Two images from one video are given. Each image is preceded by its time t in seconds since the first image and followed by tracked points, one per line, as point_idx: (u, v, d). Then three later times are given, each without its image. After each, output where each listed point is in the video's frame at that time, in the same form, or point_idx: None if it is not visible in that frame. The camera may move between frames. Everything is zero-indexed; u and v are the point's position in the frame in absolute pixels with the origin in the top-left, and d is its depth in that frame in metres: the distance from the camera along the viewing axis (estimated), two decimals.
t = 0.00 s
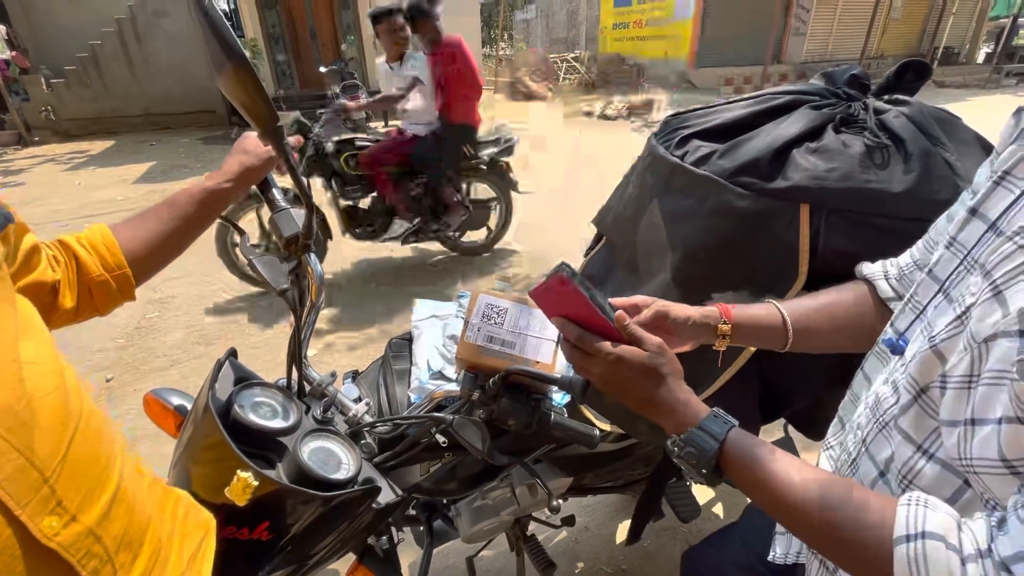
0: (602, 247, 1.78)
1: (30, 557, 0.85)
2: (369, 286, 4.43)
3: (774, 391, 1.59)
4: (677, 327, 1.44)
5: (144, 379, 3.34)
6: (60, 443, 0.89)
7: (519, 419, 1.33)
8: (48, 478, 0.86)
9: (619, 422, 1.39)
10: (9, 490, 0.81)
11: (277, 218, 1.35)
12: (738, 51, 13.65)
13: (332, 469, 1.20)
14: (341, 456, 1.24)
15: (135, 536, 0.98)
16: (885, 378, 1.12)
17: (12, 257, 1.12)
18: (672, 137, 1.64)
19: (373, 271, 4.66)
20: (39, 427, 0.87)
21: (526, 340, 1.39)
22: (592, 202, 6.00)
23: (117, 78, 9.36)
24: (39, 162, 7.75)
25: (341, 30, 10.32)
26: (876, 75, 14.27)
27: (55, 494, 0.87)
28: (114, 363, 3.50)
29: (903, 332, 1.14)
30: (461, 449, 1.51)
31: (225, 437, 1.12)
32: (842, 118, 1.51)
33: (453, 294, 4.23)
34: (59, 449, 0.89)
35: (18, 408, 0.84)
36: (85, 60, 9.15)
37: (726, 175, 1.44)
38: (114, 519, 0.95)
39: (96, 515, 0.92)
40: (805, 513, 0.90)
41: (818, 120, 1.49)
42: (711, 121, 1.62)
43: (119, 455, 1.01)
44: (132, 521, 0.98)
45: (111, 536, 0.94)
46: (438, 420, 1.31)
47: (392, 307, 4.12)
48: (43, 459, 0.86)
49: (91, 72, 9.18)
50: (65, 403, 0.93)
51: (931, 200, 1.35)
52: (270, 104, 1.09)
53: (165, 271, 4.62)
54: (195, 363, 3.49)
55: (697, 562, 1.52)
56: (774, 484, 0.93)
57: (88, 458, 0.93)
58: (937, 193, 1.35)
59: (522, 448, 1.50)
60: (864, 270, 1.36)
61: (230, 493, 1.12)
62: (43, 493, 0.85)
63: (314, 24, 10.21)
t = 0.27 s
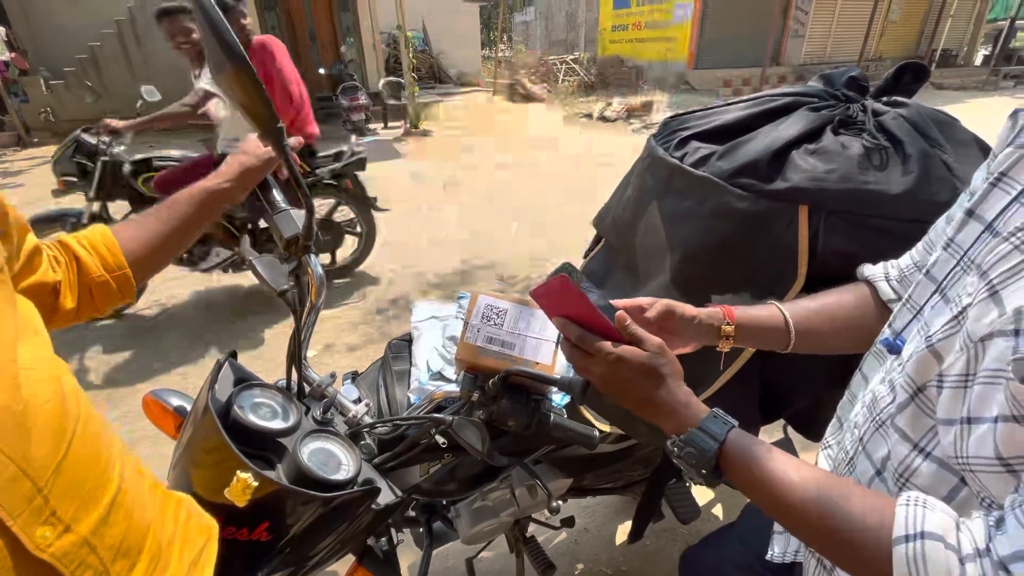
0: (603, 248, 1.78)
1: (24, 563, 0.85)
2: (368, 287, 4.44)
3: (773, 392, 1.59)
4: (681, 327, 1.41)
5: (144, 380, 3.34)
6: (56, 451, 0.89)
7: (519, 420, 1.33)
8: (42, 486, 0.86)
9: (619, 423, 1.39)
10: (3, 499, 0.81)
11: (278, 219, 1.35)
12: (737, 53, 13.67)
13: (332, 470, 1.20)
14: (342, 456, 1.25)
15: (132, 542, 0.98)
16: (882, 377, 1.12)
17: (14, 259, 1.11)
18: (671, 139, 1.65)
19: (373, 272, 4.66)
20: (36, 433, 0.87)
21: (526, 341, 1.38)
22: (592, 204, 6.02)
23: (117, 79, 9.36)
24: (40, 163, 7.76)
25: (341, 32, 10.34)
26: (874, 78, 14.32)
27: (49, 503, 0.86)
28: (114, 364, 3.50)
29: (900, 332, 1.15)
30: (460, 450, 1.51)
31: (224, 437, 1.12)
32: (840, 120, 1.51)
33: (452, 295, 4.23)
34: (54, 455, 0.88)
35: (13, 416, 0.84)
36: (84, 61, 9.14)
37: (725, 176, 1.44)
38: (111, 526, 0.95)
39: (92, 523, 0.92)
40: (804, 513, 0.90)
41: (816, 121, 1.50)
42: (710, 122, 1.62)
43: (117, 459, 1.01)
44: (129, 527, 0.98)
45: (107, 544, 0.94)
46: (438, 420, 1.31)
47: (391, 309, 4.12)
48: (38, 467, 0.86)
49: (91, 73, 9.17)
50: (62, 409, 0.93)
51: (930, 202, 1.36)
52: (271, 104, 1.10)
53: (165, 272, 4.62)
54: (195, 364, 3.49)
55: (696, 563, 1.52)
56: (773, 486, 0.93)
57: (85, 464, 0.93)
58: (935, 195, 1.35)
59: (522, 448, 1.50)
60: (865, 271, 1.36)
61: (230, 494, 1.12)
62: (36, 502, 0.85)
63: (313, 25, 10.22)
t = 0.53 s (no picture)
0: (603, 250, 1.79)
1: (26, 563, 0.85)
2: (369, 289, 4.44)
3: (773, 393, 1.59)
4: (682, 327, 1.41)
5: (145, 381, 3.34)
6: (57, 451, 0.89)
7: (520, 421, 1.34)
8: (43, 486, 0.86)
9: (619, 424, 1.40)
10: (4, 499, 0.81)
11: (279, 220, 1.36)
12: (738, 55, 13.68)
13: (333, 470, 1.20)
14: (341, 455, 1.25)
15: (134, 542, 0.98)
16: (880, 376, 1.12)
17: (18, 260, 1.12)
18: (671, 141, 1.65)
19: (373, 274, 4.67)
20: (37, 433, 0.87)
21: (526, 342, 1.39)
22: (592, 206, 6.02)
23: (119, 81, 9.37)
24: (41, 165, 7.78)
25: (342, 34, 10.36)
26: (874, 80, 14.33)
27: (50, 502, 0.87)
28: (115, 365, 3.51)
29: (898, 331, 1.15)
30: (461, 452, 1.51)
31: (225, 437, 1.13)
32: (839, 122, 1.52)
33: (453, 297, 4.23)
34: (55, 455, 0.88)
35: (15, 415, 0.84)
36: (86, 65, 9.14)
37: (725, 178, 1.44)
38: (111, 526, 0.95)
39: (92, 523, 0.92)
40: (804, 515, 0.90)
41: (816, 123, 1.51)
42: (710, 125, 1.63)
43: (116, 459, 1.01)
44: (129, 527, 0.98)
45: (108, 543, 0.94)
46: (438, 422, 1.31)
47: (391, 310, 4.13)
48: (39, 466, 0.86)
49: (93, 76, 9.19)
50: (61, 408, 0.93)
51: (929, 203, 1.36)
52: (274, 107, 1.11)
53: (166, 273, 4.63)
54: (196, 365, 3.49)
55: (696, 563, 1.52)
56: (774, 487, 0.94)
57: (85, 463, 0.93)
58: (934, 196, 1.36)
59: (522, 450, 1.50)
60: (865, 272, 1.36)
61: (231, 494, 1.12)
62: (39, 502, 0.85)
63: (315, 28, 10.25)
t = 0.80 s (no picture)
0: (605, 253, 1.79)
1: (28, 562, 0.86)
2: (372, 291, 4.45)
3: (776, 396, 1.59)
4: (683, 331, 1.41)
5: (148, 382, 3.35)
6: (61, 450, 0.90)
7: (522, 423, 1.34)
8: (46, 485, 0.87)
9: (621, 427, 1.40)
10: (8, 496, 0.82)
11: (283, 223, 1.37)
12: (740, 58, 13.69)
13: (335, 473, 1.20)
14: (343, 458, 1.25)
15: (133, 541, 0.99)
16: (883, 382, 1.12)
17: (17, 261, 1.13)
18: (673, 144, 1.65)
19: (376, 276, 4.67)
20: (40, 433, 0.87)
21: (528, 345, 1.39)
22: (594, 208, 6.02)
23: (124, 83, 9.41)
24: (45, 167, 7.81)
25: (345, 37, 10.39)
26: (877, 82, 14.34)
27: (54, 500, 0.87)
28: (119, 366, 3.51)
29: (901, 335, 1.15)
30: (463, 454, 1.51)
31: (228, 438, 1.13)
32: (842, 125, 1.52)
33: (455, 299, 4.24)
34: (57, 455, 0.89)
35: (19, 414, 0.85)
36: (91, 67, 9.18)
37: (727, 182, 1.45)
38: (113, 524, 0.96)
39: (94, 522, 0.93)
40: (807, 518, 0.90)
41: (818, 126, 1.51)
42: (712, 128, 1.63)
43: (118, 458, 1.02)
44: (130, 525, 0.99)
45: (110, 541, 0.95)
46: (440, 424, 1.31)
47: (393, 312, 4.13)
48: (43, 465, 0.86)
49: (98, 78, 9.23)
50: (64, 408, 0.93)
51: (932, 207, 1.36)
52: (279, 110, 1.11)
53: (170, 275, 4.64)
54: (199, 367, 3.50)
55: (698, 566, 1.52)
56: (777, 491, 0.93)
57: (87, 463, 0.94)
58: (936, 200, 1.36)
59: (525, 453, 1.50)
60: (866, 276, 1.36)
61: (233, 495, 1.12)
62: (41, 500, 0.86)
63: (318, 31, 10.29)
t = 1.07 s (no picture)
0: (608, 257, 1.79)
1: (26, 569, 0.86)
2: (376, 293, 4.46)
3: (780, 402, 1.59)
4: (687, 335, 1.41)
5: (153, 384, 3.37)
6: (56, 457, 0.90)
7: (525, 427, 1.35)
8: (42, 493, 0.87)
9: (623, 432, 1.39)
10: (4, 506, 0.82)
11: (287, 227, 1.37)
12: (744, 61, 13.68)
13: (338, 477, 1.20)
14: (347, 461, 1.25)
15: (132, 546, 0.99)
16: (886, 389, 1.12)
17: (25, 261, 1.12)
18: (676, 149, 1.65)
19: (380, 278, 4.69)
20: (35, 440, 0.87)
21: (531, 350, 1.39)
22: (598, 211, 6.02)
23: (130, 86, 9.48)
24: (53, 170, 7.86)
25: (350, 40, 10.43)
26: (882, 85, 14.31)
27: (49, 508, 0.87)
28: (124, 368, 3.53)
29: (905, 342, 1.15)
30: (466, 458, 1.50)
31: (232, 442, 1.14)
32: (846, 130, 1.52)
33: (459, 302, 4.24)
34: (53, 462, 0.89)
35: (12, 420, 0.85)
36: (99, 71, 9.24)
37: (731, 187, 1.45)
38: (110, 530, 0.96)
39: (91, 528, 0.93)
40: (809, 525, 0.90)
41: (822, 131, 1.50)
42: (715, 132, 1.63)
43: (115, 463, 1.02)
44: (128, 530, 0.99)
45: (106, 546, 0.95)
46: (443, 428, 1.31)
47: (397, 314, 4.14)
48: (37, 473, 0.86)
49: (105, 82, 9.29)
50: (60, 415, 0.94)
51: (937, 212, 1.35)
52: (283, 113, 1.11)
53: (175, 278, 4.67)
54: (204, 368, 3.51)
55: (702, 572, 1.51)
56: (779, 499, 0.93)
57: (84, 469, 0.94)
58: (941, 205, 1.35)
59: (527, 457, 1.50)
60: (873, 280, 1.34)
61: (237, 499, 1.13)
62: (37, 508, 0.86)
63: (322, 34, 10.35)
